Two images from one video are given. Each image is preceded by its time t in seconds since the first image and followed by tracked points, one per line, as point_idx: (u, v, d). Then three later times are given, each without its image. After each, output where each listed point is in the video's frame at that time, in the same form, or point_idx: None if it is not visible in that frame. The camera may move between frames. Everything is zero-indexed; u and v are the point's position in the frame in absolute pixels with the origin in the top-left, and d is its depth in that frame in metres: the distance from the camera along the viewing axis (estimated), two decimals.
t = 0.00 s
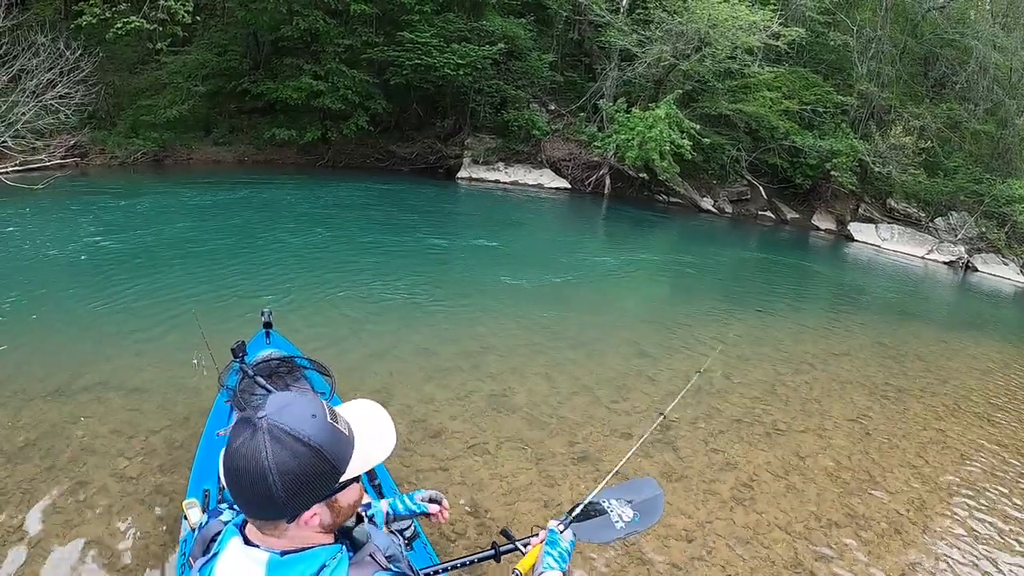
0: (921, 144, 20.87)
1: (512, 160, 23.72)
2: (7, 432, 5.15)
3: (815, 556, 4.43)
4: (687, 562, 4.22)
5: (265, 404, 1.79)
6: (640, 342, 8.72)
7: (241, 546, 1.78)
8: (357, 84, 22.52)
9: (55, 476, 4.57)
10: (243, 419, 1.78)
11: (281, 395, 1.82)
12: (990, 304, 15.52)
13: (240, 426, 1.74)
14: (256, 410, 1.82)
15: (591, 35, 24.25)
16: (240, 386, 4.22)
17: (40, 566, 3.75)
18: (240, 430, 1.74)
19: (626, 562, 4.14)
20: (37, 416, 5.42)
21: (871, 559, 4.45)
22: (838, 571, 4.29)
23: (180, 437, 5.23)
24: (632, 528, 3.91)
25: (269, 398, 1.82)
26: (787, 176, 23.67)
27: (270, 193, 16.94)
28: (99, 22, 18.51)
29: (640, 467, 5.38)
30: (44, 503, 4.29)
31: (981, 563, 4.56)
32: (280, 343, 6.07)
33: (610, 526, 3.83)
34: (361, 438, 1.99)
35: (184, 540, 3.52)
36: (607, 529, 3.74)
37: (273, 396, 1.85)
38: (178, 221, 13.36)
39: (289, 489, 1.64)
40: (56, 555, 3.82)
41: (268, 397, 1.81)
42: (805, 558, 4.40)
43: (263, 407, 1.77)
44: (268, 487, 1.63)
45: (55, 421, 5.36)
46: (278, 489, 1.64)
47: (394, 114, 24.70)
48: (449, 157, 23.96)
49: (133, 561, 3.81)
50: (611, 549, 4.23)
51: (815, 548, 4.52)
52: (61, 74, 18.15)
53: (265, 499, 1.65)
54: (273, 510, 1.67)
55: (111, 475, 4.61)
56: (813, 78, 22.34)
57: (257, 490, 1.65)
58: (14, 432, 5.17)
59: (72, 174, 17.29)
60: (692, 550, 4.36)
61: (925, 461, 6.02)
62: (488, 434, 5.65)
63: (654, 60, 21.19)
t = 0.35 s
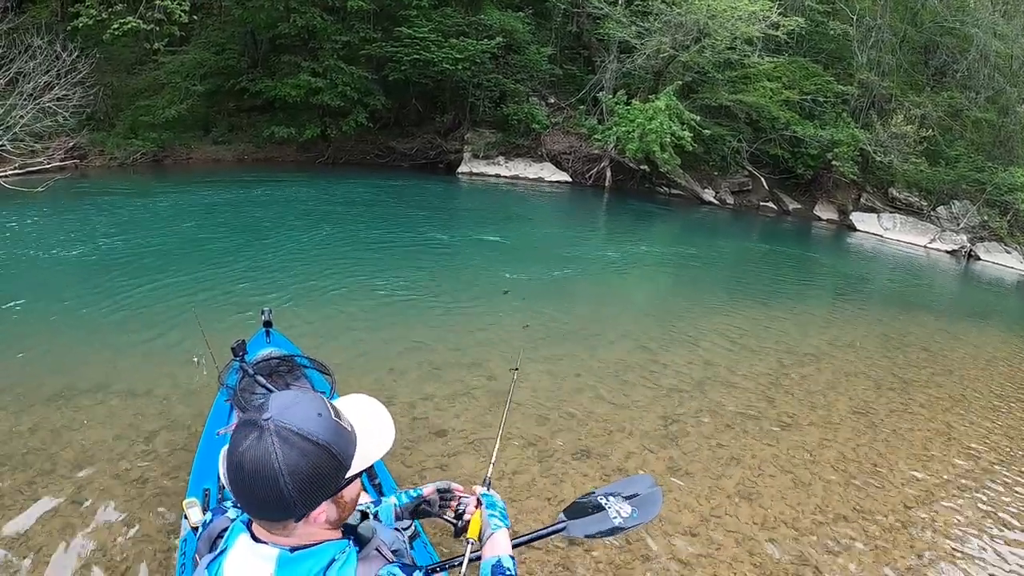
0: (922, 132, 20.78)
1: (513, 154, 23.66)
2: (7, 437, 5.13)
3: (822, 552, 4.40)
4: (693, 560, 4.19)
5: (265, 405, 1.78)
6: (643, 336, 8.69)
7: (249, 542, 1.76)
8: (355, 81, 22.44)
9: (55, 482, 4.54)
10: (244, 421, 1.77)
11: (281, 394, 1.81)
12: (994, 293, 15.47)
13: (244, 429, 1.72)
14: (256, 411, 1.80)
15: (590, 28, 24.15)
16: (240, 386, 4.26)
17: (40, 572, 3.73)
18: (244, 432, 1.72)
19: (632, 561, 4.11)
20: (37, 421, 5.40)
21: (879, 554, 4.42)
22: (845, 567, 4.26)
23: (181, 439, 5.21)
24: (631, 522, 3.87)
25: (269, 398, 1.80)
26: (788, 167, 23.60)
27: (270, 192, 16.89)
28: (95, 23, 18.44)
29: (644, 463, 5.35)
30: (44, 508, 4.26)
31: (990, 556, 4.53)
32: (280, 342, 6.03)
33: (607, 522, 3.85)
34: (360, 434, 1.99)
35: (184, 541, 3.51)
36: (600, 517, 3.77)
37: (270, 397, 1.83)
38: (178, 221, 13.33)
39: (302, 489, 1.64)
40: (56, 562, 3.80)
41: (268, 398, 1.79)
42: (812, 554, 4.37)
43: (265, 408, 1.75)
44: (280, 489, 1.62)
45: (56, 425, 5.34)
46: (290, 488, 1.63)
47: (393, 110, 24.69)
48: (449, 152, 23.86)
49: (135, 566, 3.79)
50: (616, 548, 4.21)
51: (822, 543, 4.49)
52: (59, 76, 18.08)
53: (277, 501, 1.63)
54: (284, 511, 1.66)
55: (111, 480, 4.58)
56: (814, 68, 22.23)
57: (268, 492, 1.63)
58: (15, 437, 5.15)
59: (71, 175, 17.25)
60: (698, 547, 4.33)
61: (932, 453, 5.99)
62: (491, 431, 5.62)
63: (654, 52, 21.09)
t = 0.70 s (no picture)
0: (926, 118, 20.64)
1: (515, 150, 23.61)
2: (14, 446, 5.16)
3: (831, 546, 4.38)
4: (701, 556, 4.18)
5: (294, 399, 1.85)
6: (648, 330, 8.68)
7: (253, 540, 1.79)
8: (356, 80, 22.41)
9: (61, 490, 4.56)
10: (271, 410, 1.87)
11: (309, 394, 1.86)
12: (1001, 279, 15.36)
13: (263, 416, 1.82)
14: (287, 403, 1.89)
15: (589, 21, 24.07)
16: (242, 388, 4.53)
17: None
18: (263, 420, 1.81)
19: (640, 559, 4.10)
20: (44, 429, 5.42)
21: (889, 547, 4.40)
22: (856, 561, 4.23)
23: (186, 445, 5.23)
24: (631, 525, 3.93)
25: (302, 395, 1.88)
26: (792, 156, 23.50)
27: (273, 194, 16.91)
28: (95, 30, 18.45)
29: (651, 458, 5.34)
30: (52, 516, 4.28)
31: (1001, 546, 4.51)
32: (281, 343, 6.05)
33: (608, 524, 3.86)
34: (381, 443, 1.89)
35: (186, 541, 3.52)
36: (604, 520, 3.76)
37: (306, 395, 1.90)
38: (181, 225, 13.37)
39: (290, 487, 1.66)
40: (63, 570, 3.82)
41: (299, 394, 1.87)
42: (822, 548, 4.35)
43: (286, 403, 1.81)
44: (268, 478, 1.68)
45: (62, 433, 5.36)
46: (278, 482, 1.67)
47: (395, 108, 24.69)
48: (451, 149, 23.73)
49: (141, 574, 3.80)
50: (625, 546, 4.20)
51: (832, 537, 4.47)
52: (60, 84, 18.09)
53: (266, 488, 1.69)
54: (272, 502, 1.69)
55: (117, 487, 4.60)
56: (815, 56, 22.10)
57: (260, 478, 1.69)
58: (21, 445, 5.17)
59: (74, 182, 17.29)
60: (707, 544, 4.32)
61: (941, 443, 5.97)
62: (496, 430, 5.62)
63: (654, 44, 20.99)
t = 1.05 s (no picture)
0: (923, 123, 20.71)
1: (513, 150, 23.59)
2: (8, 445, 5.10)
3: (834, 552, 4.35)
4: (703, 560, 4.16)
5: (306, 402, 1.74)
6: (648, 332, 8.66)
7: (273, 542, 1.69)
8: (354, 79, 22.38)
9: (55, 490, 4.51)
10: (296, 421, 1.70)
11: (312, 389, 1.80)
12: (997, 284, 15.42)
13: (306, 424, 1.68)
14: (296, 410, 1.74)
15: (589, 23, 24.10)
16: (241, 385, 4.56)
17: None
18: (304, 428, 1.68)
19: (642, 562, 4.08)
20: (39, 428, 5.37)
21: (891, 551, 4.39)
22: (858, 566, 4.21)
23: (182, 445, 5.18)
24: (631, 524, 3.92)
25: (302, 397, 1.76)
26: (789, 159, 23.53)
27: (271, 192, 16.85)
28: (93, 26, 18.38)
29: (652, 462, 5.31)
30: (47, 517, 4.23)
31: (1003, 551, 4.49)
32: (280, 342, 6.00)
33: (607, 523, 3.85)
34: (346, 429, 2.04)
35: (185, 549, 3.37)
36: (601, 519, 3.76)
37: (296, 397, 1.78)
38: (178, 223, 13.30)
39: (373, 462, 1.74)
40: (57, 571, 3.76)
41: (305, 395, 1.76)
42: (824, 553, 4.32)
43: (308, 403, 1.74)
44: (367, 463, 1.70)
45: (58, 432, 5.31)
46: (371, 461, 1.72)
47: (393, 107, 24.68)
48: (449, 149, 23.76)
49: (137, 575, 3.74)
50: (627, 550, 4.18)
51: (834, 543, 4.44)
52: (56, 79, 17.98)
53: (356, 477, 1.67)
54: (363, 489, 1.70)
55: (114, 487, 4.55)
56: (813, 60, 22.17)
57: (355, 472, 1.67)
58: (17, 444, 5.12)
59: (71, 178, 17.20)
60: (709, 548, 4.29)
61: (940, 447, 5.97)
62: (496, 431, 5.59)
63: (653, 46, 21.02)
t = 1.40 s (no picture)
0: (927, 113, 20.61)
1: (515, 148, 23.56)
2: (13, 454, 5.13)
3: (842, 548, 4.33)
4: (711, 559, 4.15)
5: (304, 415, 1.73)
6: (652, 329, 8.65)
7: (290, 548, 1.69)
8: (355, 80, 22.40)
9: (62, 498, 4.54)
10: (302, 436, 1.68)
11: (304, 399, 1.79)
12: (1003, 273, 15.34)
13: (315, 437, 1.67)
14: (296, 425, 1.72)
15: (589, 18, 24.04)
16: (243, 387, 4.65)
17: None
18: (313, 440, 1.67)
19: (649, 562, 4.07)
20: (44, 437, 5.39)
21: (900, 547, 4.37)
22: (867, 563, 4.19)
23: (187, 451, 5.20)
24: (631, 519, 3.97)
25: (297, 411, 1.75)
26: (792, 152, 23.44)
27: (273, 194, 16.87)
28: (93, 33, 18.41)
29: (658, 460, 5.30)
30: (52, 526, 4.25)
31: (1013, 545, 4.47)
32: (281, 344, 6.04)
33: (606, 520, 3.91)
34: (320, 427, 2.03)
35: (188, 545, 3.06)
36: (598, 515, 3.82)
37: (289, 412, 1.77)
38: (181, 228, 13.34)
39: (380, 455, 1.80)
40: None
41: (299, 408, 1.75)
42: (832, 550, 4.31)
43: (308, 417, 1.72)
44: (378, 460, 1.75)
45: (62, 441, 5.33)
46: (380, 458, 1.78)
47: (394, 107, 24.68)
48: (451, 148, 23.78)
49: None
50: (634, 550, 4.17)
51: (841, 540, 4.42)
52: (57, 87, 18.00)
53: (373, 476, 1.73)
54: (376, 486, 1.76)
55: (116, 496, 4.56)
56: (815, 51, 22.06)
57: (372, 471, 1.72)
58: (22, 453, 5.15)
59: (74, 185, 17.26)
60: (716, 547, 4.28)
61: (948, 440, 5.93)
62: (502, 432, 5.59)
63: (653, 41, 20.93)
